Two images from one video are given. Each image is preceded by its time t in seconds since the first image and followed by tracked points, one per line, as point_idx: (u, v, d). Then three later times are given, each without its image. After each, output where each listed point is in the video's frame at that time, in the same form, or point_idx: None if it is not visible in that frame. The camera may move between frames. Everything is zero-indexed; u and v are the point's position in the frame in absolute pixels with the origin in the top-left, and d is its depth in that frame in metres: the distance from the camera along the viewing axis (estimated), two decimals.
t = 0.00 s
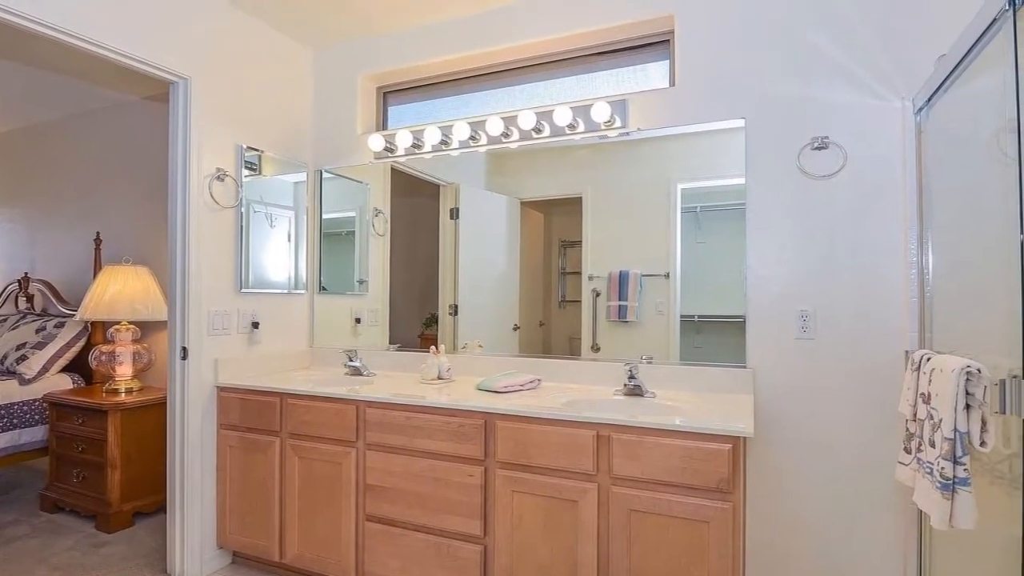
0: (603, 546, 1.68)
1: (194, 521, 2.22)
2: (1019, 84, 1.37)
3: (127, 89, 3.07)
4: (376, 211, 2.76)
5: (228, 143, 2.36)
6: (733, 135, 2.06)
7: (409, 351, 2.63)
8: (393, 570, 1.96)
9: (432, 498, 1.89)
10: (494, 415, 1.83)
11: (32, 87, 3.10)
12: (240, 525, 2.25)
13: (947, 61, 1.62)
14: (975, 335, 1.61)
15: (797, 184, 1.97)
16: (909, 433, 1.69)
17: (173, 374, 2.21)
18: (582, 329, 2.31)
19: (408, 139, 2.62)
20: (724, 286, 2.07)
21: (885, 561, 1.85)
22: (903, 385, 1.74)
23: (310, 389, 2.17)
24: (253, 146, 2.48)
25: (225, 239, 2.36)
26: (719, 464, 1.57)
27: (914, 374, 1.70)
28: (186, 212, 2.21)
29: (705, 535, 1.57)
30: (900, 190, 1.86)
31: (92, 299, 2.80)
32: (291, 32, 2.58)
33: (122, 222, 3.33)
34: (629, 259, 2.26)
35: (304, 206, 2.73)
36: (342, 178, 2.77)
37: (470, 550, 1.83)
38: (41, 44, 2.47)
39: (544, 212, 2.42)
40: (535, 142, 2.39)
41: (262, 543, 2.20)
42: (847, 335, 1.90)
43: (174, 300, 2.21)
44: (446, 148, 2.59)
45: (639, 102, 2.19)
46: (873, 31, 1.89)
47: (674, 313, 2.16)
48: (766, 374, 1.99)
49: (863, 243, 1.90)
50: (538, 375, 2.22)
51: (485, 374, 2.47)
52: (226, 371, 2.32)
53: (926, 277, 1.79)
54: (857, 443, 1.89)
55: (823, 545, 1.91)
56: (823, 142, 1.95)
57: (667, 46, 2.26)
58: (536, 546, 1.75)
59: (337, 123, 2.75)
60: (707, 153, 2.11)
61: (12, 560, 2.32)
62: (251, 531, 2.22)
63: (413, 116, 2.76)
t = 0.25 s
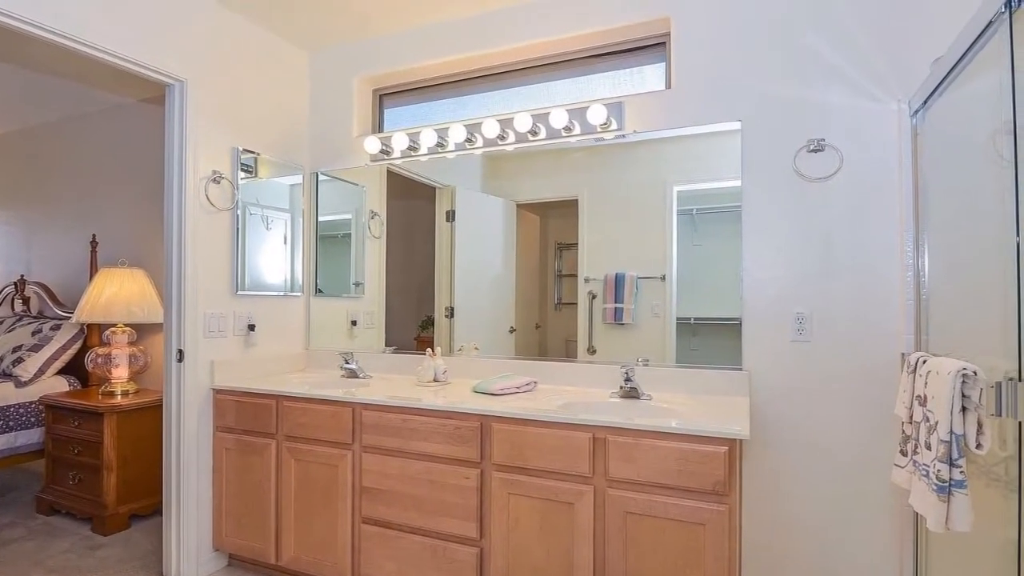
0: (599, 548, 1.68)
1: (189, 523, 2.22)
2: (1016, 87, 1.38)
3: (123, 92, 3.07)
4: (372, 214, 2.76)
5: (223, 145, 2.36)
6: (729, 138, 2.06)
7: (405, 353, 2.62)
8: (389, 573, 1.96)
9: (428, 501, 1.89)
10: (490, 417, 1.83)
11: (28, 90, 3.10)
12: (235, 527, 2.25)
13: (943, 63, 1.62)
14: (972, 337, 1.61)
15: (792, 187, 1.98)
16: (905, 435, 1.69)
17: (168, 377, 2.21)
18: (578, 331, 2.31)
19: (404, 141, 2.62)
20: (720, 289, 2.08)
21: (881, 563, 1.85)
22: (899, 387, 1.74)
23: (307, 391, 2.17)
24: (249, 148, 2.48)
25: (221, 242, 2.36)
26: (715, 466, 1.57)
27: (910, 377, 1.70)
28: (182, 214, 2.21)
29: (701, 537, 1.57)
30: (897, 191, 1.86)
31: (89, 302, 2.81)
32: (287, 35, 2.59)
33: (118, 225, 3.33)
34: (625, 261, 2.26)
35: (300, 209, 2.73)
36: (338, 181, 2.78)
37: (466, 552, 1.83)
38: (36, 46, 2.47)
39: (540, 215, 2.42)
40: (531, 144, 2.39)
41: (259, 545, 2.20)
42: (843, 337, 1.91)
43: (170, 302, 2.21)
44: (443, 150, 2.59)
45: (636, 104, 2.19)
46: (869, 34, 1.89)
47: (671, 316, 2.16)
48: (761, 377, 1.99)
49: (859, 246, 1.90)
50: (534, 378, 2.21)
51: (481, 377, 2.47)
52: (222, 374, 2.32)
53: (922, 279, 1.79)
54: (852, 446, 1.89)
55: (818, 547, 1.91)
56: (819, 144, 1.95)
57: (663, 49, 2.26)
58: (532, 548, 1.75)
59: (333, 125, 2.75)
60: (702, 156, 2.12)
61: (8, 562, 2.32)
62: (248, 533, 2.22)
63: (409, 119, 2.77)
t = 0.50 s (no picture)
0: (596, 551, 1.68)
1: (185, 526, 2.22)
2: (1012, 90, 1.38)
3: (119, 94, 3.07)
4: (368, 216, 2.76)
5: (219, 148, 2.37)
6: (725, 140, 2.06)
7: (401, 356, 2.62)
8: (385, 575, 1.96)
9: (424, 503, 1.89)
10: (486, 420, 1.83)
11: (24, 92, 3.10)
12: (231, 529, 2.25)
13: (940, 65, 1.62)
14: (968, 340, 1.61)
15: (788, 190, 1.98)
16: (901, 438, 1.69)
17: (164, 379, 2.21)
18: (574, 333, 2.31)
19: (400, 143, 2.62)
20: (716, 291, 2.08)
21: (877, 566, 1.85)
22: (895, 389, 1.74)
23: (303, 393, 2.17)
24: (245, 151, 2.48)
25: (217, 244, 2.36)
26: (710, 469, 1.57)
27: (906, 379, 1.70)
28: (178, 217, 2.21)
29: (697, 540, 1.57)
30: (893, 194, 1.86)
31: (85, 304, 2.81)
32: (283, 37, 2.59)
33: (115, 227, 3.33)
34: (621, 263, 2.26)
35: (296, 211, 2.73)
36: (334, 183, 2.78)
37: (463, 555, 1.83)
38: (32, 49, 2.48)
39: (537, 217, 2.42)
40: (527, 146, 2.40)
41: (255, 547, 2.20)
42: (838, 340, 1.91)
43: (166, 304, 2.21)
44: (439, 153, 2.59)
45: (632, 106, 2.19)
46: (864, 37, 1.89)
47: (666, 318, 2.17)
48: (757, 379, 1.99)
49: (855, 248, 1.90)
50: (530, 381, 2.21)
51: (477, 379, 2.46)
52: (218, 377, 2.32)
53: (918, 282, 1.79)
54: (848, 448, 1.89)
55: (814, 550, 1.91)
56: (815, 147, 1.95)
57: (659, 51, 2.26)
58: (528, 551, 1.75)
59: (329, 128, 2.75)
60: (698, 158, 2.12)
61: (4, 564, 2.32)
62: (244, 535, 2.22)
63: (405, 121, 2.76)
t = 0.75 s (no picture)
0: (592, 553, 1.68)
1: (181, 528, 2.22)
2: (1008, 94, 1.39)
3: (115, 96, 3.07)
4: (364, 219, 2.76)
5: (215, 150, 2.37)
6: (721, 143, 2.06)
7: (397, 358, 2.62)
8: None
9: (420, 506, 1.90)
10: (482, 422, 1.83)
11: (20, 95, 3.10)
12: (228, 532, 2.25)
13: (936, 68, 1.62)
14: (964, 342, 1.61)
15: (784, 192, 1.98)
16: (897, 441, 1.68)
17: (160, 381, 2.21)
18: (570, 336, 2.31)
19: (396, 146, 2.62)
20: (711, 294, 2.08)
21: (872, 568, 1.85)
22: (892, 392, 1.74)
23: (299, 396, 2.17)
24: (240, 153, 2.48)
25: (213, 247, 2.36)
26: (707, 471, 1.57)
27: (903, 381, 1.70)
28: (173, 219, 2.22)
29: (693, 543, 1.57)
30: (889, 197, 1.87)
31: (80, 307, 2.81)
32: (279, 39, 2.59)
33: (110, 229, 3.33)
34: (618, 266, 2.26)
35: (292, 214, 2.73)
36: (330, 185, 2.78)
37: (459, 557, 1.83)
38: (28, 52, 2.48)
39: (533, 219, 2.42)
40: (523, 149, 2.40)
41: (252, 549, 2.19)
42: (834, 343, 1.91)
43: (162, 307, 2.22)
44: (434, 155, 2.59)
45: (628, 109, 2.19)
46: (858, 40, 1.90)
47: (662, 321, 2.17)
48: (753, 382, 1.99)
49: (851, 250, 1.90)
50: (526, 383, 2.21)
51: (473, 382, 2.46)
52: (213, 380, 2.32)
53: (915, 284, 1.79)
54: (844, 451, 1.89)
55: (810, 553, 1.91)
56: (811, 149, 1.95)
57: (655, 54, 2.26)
58: (524, 553, 1.75)
59: (325, 130, 2.75)
60: (694, 161, 2.12)
61: None
62: (240, 537, 2.22)
63: (401, 124, 2.77)
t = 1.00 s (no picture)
0: (588, 555, 1.68)
1: (178, 530, 2.22)
2: (1004, 96, 1.40)
3: (110, 99, 3.07)
4: (360, 221, 2.76)
5: (211, 152, 2.37)
6: (716, 146, 2.06)
7: (393, 360, 2.62)
8: None
9: (416, 509, 1.90)
10: (478, 425, 1.83)
11: (16, 97, 3.10)
12: (224, 534, 2.25)
13: (931, 71, 1.63)
14: (960, 344, 1.61)
15: (780, 195, 1.98)
16: (893, 443, 1.69)
17: (156, 384, 2.21)
18: (566, 338, 2.31)
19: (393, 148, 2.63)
20: (707, 296, 2.08)
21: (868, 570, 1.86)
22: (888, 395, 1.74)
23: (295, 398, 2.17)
24: (236, 155, 2.48)
25: (209, 249, 2.36)
26: (703, 474, 1.57)
27: (899, 384, 1.70)
28: (169, 222, 2.22)
29: (689, 545, 1.57)
30: (886, 199, 1.86)
31: (76, 309, 2.81)
32: (275, 41, 2.59)
33: (107, 231, 3.33)
34: (614, 268, 2.26)
35: (288, 216, 2.73)
36: (326, 188, 2.78)
37: (455, 560, 1.83)
38: (24, 54, 2.48)
39: (529, 222, 2.42)
40: (519, 151, 2.40)
41: (249, 551, 2.19)
42: (830, 345, 1.91)
43: (158, 310, 2.22)
44: (431, 157, 2.59)
45: (624, 111, 2.19)
46: (854, 43, 1.90)
47: (658, 323, 2.17)
48: (748, 384, 1.99)
49: (847, 253, 1.90)
50: (523, 385, 2.21)
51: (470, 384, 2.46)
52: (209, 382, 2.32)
53: (911, 287, 1.79)
54: (840, 454, 1.89)
55: (806, 555, 1.91)
56: (808, 151, 1.95)
57: (651, 56, 2.26)
58: (520, 556, 1.75)
59: (322, 132, 2.75)
60: (690, 163, 2.12)
61: None
62: (237, 539, 2.22)
63: (397, 126, 2.77)
